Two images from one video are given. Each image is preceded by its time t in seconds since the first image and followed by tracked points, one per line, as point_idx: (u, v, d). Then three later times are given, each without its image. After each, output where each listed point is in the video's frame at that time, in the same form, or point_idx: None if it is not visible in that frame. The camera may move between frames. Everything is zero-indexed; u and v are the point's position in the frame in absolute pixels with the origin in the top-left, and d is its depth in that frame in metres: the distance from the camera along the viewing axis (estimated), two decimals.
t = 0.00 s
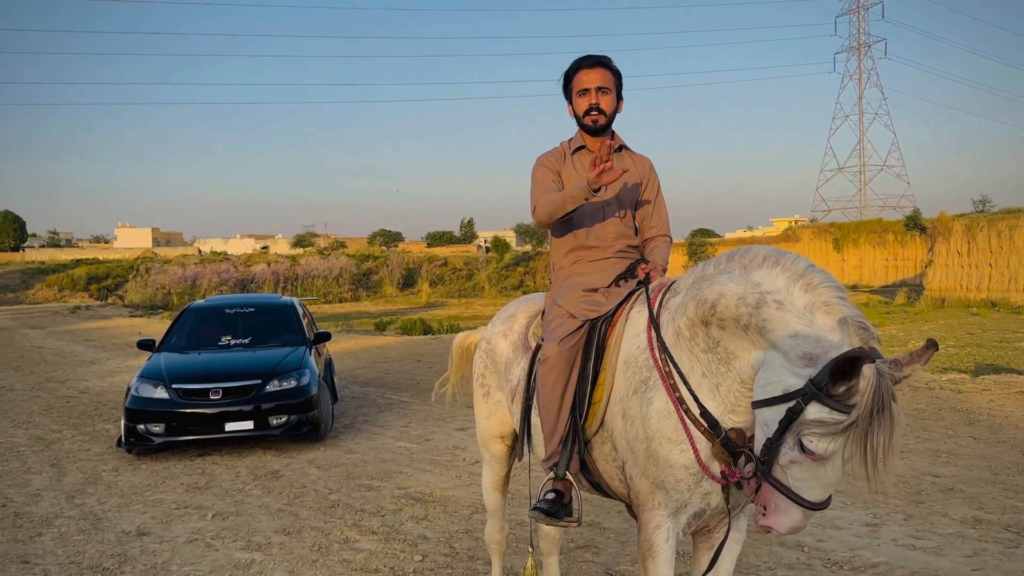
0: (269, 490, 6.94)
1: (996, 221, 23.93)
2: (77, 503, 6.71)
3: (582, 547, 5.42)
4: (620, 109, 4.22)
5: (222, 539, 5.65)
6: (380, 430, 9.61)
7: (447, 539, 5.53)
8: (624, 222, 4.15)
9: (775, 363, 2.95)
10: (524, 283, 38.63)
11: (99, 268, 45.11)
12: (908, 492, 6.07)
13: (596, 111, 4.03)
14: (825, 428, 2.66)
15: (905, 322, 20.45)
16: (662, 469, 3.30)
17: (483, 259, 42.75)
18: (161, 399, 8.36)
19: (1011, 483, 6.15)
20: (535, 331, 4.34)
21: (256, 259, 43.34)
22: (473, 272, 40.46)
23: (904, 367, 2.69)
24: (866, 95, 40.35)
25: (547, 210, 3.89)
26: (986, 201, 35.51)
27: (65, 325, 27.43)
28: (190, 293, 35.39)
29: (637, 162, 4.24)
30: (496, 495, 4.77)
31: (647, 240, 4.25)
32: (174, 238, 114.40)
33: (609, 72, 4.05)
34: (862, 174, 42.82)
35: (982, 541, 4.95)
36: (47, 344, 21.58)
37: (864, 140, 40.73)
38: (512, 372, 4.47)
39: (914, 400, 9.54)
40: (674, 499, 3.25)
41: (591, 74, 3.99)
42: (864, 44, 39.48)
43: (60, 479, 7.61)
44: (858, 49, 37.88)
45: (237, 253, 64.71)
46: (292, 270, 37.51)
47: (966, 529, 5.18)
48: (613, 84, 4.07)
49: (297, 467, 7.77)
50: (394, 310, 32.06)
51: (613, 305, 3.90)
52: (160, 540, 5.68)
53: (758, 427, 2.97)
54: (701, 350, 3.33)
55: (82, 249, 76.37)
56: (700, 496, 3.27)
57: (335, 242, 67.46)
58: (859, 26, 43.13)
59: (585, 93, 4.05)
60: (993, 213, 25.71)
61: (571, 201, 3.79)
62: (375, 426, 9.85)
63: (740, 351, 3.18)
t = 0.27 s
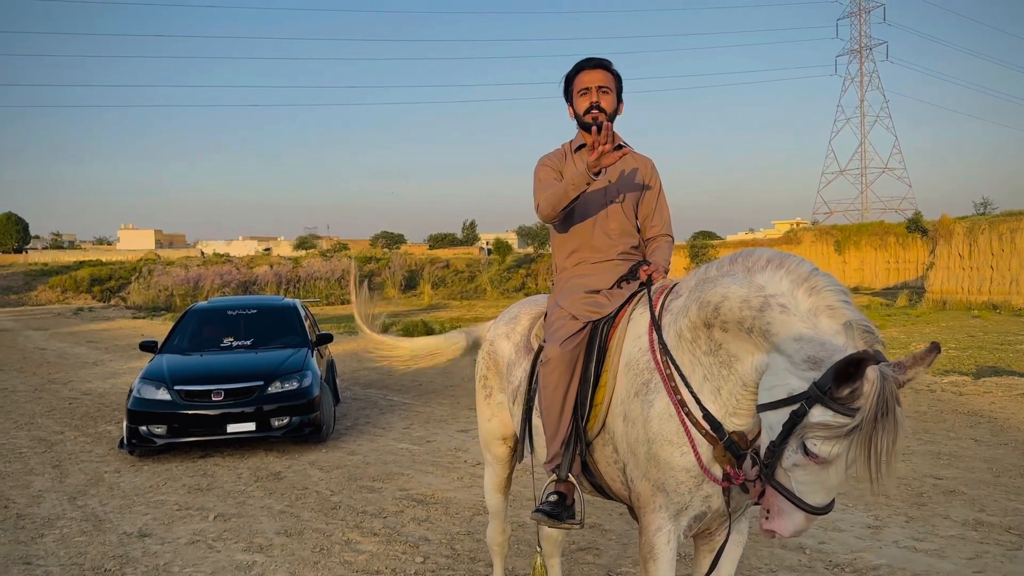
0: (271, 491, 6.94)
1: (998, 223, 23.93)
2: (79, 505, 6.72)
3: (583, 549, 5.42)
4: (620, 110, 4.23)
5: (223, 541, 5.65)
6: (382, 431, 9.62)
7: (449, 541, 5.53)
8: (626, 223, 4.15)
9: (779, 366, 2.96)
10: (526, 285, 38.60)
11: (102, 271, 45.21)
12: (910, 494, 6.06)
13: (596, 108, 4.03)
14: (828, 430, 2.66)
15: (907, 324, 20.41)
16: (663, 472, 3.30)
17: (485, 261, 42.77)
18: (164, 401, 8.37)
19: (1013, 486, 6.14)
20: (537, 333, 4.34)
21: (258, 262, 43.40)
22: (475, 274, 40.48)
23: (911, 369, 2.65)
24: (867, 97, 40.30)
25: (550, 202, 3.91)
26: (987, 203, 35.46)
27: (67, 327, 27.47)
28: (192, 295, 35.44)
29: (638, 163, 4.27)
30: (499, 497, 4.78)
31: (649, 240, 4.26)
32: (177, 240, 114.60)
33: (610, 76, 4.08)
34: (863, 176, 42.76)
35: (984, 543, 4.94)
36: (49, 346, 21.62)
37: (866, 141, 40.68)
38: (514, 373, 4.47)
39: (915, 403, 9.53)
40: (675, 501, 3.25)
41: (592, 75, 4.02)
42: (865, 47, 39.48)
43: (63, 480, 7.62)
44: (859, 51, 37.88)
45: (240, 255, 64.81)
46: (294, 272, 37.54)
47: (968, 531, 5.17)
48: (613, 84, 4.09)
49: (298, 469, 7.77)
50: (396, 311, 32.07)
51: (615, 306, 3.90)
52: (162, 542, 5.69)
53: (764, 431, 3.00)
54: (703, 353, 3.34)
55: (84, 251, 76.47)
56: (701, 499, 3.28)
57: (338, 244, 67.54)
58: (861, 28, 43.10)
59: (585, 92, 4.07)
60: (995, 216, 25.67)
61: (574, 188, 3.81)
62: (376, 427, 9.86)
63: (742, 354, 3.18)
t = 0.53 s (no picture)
0: (272, 492, 6.94)
1: (998, 225, 23.97)
2: (79, 505, 6.72)
3: (584, 551, 5.41)
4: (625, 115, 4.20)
5: (224, 542, 5.65)
6: (383, 432, 9.62)
7: (449, 543, 5.53)
8: (627, 224, 4.15)
9: (783, 360, 2.95)
10: (527, 287, 38.62)
11: (103, 271, 45.28)
12: (911, 497, 6.05)
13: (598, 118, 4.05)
14: (835, 418, 2.65)
15: (907, 327, 20.42)
16: (663, 473, 3.29)
17: (486, 262, 42.81)
18: (165, 402, 8.37)
19: (1014, 489, 6.13)
20: (538, 334, 4.34)
21: (260, 262, 43.44)
22: (476, 276, 40.51)
23: (916, 359, 2.65)
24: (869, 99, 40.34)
25: (551, 201, 3.92)
26: (988, 205, 35.47)
27: (69, 327, 27.51)
28: (194, 296, 35.48)
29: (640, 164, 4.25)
30: (499, 498, 4.78)
31: (650, 242, 4.26)
32: (178, 241, 114.69)
33: (614, 81, 4.05)
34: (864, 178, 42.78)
35: (985, 546, 4.93)
36: (49, 346, 21.62)
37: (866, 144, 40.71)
38: (515, 375, 4.47)
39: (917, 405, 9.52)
40: (675, 503, 3.24)
41: (597, 82, 4.00)
42: (867, 49, 39.52)
43: (63, 481, 7.62)
44: (861, 54, 37.92)
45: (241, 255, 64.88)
46: (296, 273, 37.58)
47: (970, 534, 5.17)
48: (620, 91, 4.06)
49: (299, 470, 7.77)
50: (397, 313, 32.11)
51: (616, 308, 3.89)
52: (162, 543, 5.69)
53: (767, 426, 2.97)
54: (705, 352, 3.33)
55: (85, 252, 76.55)
56: (702, 501, 3.27)
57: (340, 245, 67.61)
58: (862, 31, 43.13)
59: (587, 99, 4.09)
60: (996, 218, 25.68)
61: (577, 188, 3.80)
62: (377, 429, 9.86)
63: (745, 352, 3.18)
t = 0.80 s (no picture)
0: (272, 493, 6.94)
1: (1000, 227, 23.99)
2: (80, 505, 6.72)
3: (584, 553, 5.41)
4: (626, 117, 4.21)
5: (224, 543, 5.65)
6: (383, 433, 9.62)
7: (449, 544, 5.52)
8: (628, 227, 4.15)
9: (785, 357, 2.94)
10: (528, 288, 38.61)
11: (104, 271, 45.32)
12: (911, 499, 6.05)
13: (603, 117, 4.05)
14: (838, 412, 2.65)
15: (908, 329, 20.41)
16: (664, 475, 3.29)
17: (487, 263, 42.84)
18: (165, 402, 8.37)
19: (1015, 491, 6.13)
20: (538, 336, 4.34)
21: (261, 263, 43.47)
22: (476, 276, 40.51)
23: (920, 355, 2.72)
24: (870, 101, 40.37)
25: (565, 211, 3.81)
26: (990, 207, 35.42)
27: (70, 327, 27.52)
28: (195, 296, 35.50)
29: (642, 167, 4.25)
30: (499, 500, 4.77)
31: (651, 246, 4.26)
32: (179, 241, 114.76)
33: (615, 82, 4.06)
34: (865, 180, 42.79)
35: (986, 549, 4.93)
36: (50, 346, 21.62)
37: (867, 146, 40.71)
38: (515, 376, 4.47)
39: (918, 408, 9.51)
40: (676, 505, 3.24)
41: (598, 82, 4.01)
42: (868, 52, 39.52)
43: (64, 481, 7.62)
44: (862, 56, 37.92)
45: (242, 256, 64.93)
46: (297, 274, 37.59)
47: (970, 537, 5.16)
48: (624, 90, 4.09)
49: (299, 471, 7.77)
50: (398, 313, 32.11)
51: (616, 310, 3.89)
52: (163, 543, 5.69)
53: (768, 422, 2.96)
54: (705, 352, 3.33)
55: (86, 252, 76.58)
56: (702, 502, 3.26)
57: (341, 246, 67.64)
58: (863, 32, 43.13)
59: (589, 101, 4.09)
60: (997, 220, 25.68)
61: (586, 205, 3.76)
62: (378, 430, 9.86)
63: (745, 351, 3.17)
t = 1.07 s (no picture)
0: (273, 493, 6.95)
1: (1001, 230, 23.98)
2: (81, 505, 6.73)
3: (585, 554, 5.41)
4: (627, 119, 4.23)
5: (225, 543, 5.65)
6: (384, 434, 9.61)
7: (450, 545, 5.52)
8: (629, 229, 4.16)
9: (789, 346, 2.93)
10: (529, 289, 38.62)
11: (106, 271, 45.39)
12: (913, 502, 6.04)
13: (614, 118, 4.05)
14: (845, 391, 2.64)
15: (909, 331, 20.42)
16: (665, 476, 3.29)
17: (489, 264, 42.88)
18: (166, 402, 8.38)
19: (1016, 494, 6.12)
20: (539, 337, 4.34)
21: (263, 263, 43.52)
22: (478, 277, 40.53)
23: (921, 330, 2.76)
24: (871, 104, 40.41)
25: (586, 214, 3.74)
26: (991, 210, 35.39)
27: (72, 327, 27.56)
28: (197, 296, 35.54)
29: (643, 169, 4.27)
30: (499, 501, 4.77)
31: (652, 248, 4.27)
32: (181, 241, 114.89)
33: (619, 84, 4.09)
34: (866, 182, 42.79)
35: (987, 551, 4.92)
36: (52, 346, 21.65)
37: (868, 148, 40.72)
38: (516, 378, 4.47)
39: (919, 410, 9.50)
40: (677, 506, 3.23)
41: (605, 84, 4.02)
42: (870, 54, 39.49)
43: (65, 480, 7.63)
44: (864, 58, 37.92)
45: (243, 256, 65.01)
46: (299, 274, 37.62)
47: (971, 539, 5.15)
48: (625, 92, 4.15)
49: (300, 471, 7.78)
50: (400, 314, 32.14)
51: (617, 311, 3.89)
52: (164, 543, 5.69)
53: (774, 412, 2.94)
54: (707, 349, 3.33)
55: (88, 252, 76.72)
56: (703, 504, 3.26)
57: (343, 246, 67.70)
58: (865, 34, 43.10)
59: (597, 104, 4.08)
60: (999, 223, 25.68)
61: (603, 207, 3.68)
62: (379, 430, 9.86)
63: (747, 345, 3.16)
